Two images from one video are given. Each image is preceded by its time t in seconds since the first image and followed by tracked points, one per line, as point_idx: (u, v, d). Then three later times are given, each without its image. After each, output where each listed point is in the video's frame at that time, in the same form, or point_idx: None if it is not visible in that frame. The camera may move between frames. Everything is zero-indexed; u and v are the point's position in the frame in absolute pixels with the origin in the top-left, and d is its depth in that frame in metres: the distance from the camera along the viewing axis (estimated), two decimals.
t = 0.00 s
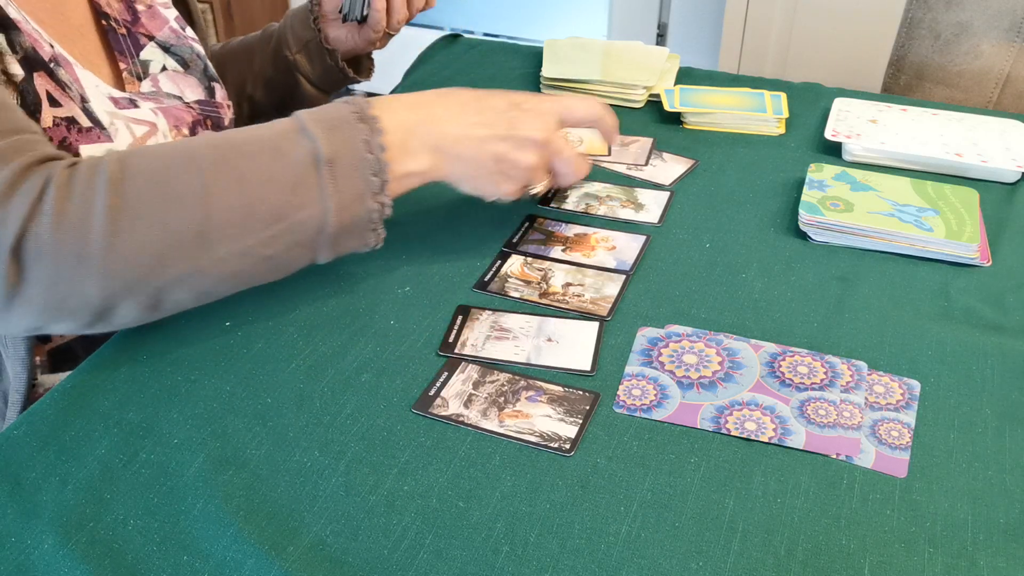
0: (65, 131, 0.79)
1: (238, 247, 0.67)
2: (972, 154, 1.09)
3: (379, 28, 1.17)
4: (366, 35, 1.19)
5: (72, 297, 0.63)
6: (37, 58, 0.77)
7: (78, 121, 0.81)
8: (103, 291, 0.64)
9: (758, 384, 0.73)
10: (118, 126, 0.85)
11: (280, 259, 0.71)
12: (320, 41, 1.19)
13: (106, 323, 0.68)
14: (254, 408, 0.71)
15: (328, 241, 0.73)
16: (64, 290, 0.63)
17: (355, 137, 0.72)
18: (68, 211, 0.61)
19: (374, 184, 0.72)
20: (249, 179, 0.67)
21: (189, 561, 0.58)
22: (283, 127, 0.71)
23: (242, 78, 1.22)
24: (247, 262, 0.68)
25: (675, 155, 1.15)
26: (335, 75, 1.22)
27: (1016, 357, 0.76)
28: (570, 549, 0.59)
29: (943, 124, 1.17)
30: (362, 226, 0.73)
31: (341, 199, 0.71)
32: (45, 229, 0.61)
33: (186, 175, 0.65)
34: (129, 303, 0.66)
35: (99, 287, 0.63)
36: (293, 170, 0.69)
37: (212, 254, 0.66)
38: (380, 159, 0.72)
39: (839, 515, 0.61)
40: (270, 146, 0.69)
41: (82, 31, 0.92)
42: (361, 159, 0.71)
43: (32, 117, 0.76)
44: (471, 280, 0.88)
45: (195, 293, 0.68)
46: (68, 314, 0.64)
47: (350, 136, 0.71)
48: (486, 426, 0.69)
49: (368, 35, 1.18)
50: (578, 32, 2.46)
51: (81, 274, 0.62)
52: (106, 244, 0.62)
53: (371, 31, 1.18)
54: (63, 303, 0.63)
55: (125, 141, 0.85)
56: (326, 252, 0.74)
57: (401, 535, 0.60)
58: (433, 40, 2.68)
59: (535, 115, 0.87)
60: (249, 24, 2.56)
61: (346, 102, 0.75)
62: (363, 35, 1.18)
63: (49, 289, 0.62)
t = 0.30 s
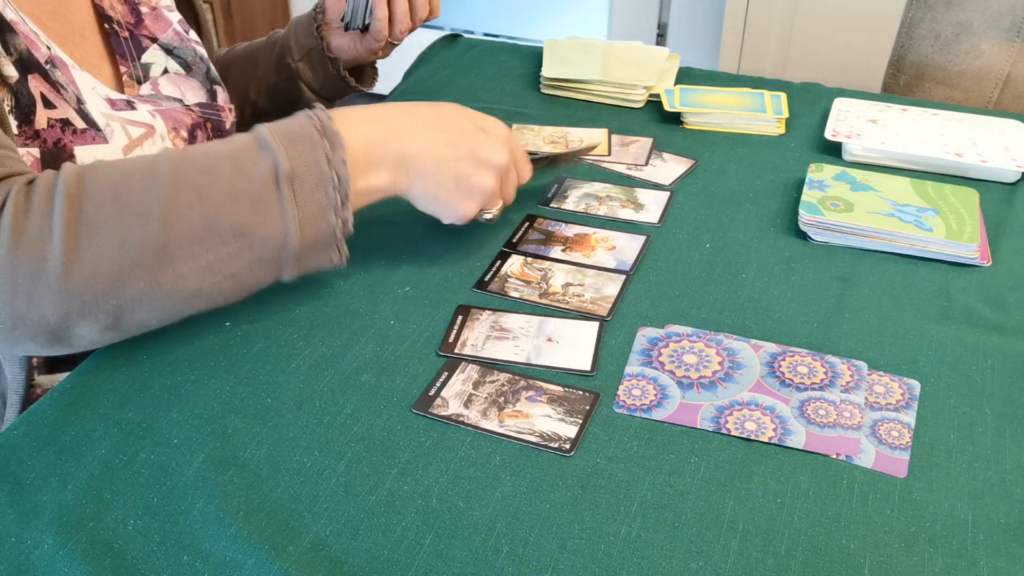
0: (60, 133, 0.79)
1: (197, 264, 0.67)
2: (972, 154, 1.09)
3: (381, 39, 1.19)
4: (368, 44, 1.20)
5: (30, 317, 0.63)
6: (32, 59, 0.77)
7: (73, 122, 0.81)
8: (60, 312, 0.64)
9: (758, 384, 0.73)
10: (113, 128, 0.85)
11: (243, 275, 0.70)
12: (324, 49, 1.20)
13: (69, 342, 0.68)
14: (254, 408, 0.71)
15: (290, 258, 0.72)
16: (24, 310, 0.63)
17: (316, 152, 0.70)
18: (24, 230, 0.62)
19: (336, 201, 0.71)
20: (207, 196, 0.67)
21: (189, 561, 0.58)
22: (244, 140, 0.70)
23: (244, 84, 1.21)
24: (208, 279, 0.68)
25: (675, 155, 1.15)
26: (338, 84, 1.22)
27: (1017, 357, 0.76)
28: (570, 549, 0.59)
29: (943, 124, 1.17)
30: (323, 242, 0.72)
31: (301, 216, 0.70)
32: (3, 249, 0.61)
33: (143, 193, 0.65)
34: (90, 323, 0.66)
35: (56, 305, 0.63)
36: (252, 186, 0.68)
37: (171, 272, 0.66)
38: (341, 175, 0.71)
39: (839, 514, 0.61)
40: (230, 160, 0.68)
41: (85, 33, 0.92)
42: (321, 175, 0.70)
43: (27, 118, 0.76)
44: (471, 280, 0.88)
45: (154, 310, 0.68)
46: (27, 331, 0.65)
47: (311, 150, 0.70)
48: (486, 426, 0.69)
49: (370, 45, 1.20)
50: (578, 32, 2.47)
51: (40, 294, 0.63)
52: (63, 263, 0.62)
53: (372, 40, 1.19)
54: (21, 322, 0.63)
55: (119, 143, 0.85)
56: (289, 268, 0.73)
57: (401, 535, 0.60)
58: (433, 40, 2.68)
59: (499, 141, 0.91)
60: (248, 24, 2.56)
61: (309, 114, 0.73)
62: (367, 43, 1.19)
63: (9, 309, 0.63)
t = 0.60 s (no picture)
0: (58, 126, 0.79)
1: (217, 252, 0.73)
2: (972, 154, 1.09)
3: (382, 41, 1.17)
4: (368, 46, 1.19)
5: (60, 301, 0.68)
6: (31, 53, 0.77)
7: (72, 116, 0.80)
8: (88, 296, 0.68)
9: (758, 384, 0.73)
10: (112, 123, 0.85)
11: (257, 264, 0.77)
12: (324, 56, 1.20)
13: (90, 326, 0.73)
14: (254, 408, 0.71)
15: (301, 247, 0.79)
16: (54, 294, 0.67)
17: (327, 150, 0.77)
18: (55, 221, 0.66)
19: (345, 194, 0.78)
20: (226, 190, 0.72)
21: (190, 561, 0.58)
22: (259, 140, 0.76)
23: (241, 86, 1.22)
24: (226, 266, 0.74)
25: (676, 155, 1.15)
26: (338, 87, 1.24)
27: (1017, 357, 0.76)
28: (570, 549, 0.59)
29: (943, 124, 1.17)
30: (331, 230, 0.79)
31: (313, 208, 0.77)
32: (35, 236, 0.65)
33: (168, 187, 0.70)
34: (112, 307, 0.71)
35: (83, 290, 0.68)
36: (269, 181, 0.74)
37: (192, 260, 0.72)
38: (350, 170, 0.78)
39: (839, 514, 0.61)
40: (247, 158, 0.74)
41: (84, 32, 0.92)
42: (332, 170, 0.77)
43: (25, 111, 0.76)
44: (471, 280, 0.88)
45: (172, 296, 0.74)
46: (52, 316, 0.69)
47: (323, 148, 0.77)
48: (486, 426, 0.68)
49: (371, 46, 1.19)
50: (578, 32, 2.47)
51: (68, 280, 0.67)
52: (90, 251, 0.67)
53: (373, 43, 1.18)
54: (49, 305, 0.68)
55: (119, 138, 0.85)
56: (300, 257, 0.80)
57: (401, 535, 0.60)
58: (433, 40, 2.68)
59: (506, 155, 0.98)
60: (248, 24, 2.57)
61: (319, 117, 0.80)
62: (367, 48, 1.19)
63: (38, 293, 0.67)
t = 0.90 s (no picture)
0: (51, 120, 0.78)
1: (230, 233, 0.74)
2: (972, 154, 1.09)
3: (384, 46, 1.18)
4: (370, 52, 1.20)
5: (74, 280, 0.68)
6: (25, 47, 0.77)
7: (66, 109, 0.80)
8: (101, 276, 0.68)
9: (758, 384, 0.73)
10: (106, 118, 0.84)
11: (267, 248, 0.77)
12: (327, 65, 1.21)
13: (101, 308, 0.72)
14: (254, 408, 0.71)
15: (310, 231, 0.80)
16: (67, 274, 0.67)
17: (334, 134, 0.79)
18: (69, 199, 0.66)
19: (353, 177, 0.80)
20: (237, 172, 0.74)
21: (189, 561, 0.58)
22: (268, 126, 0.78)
23: (242, 90, 1.22)
24: (238, 249, 0.75)
25: (676, 155, 1.14)
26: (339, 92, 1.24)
27: (1017, 357, 0.76)
28: (570, 549, 0.59)
29: (943, 124, 1.17)
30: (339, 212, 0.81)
31: (322, 189, 0.78)
32: (50, 215, 0.65)
33: (181, 168, 0.71)
34: (124, 289, 0.71)
35: (97, 270, 0.68)
36: (279, 164, 0.76)
37: (205, 240, 0.72)
38: (357, 154, 0.80)
39: (839, 514, 0.61)
40: (257, 143, 0.76)
41: (80, 30, 0.92)
42: (339, 153, 0.79)
43: (19, 105, 0.75)
44: (471, 280, 0.88)
45: (183, 279, 0.74)
46: (65, 296, 0.69)
47: (330, 133, 0.79)
48: (486, 426, 0.68)
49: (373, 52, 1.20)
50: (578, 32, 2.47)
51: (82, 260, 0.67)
52: (105, 229, 0.67)
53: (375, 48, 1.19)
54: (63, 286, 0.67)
55: (113, 132, 0.84)
56: (307, 240, 0.81)
57: (401, 535, 0.60)
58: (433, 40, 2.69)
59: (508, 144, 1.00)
60: (249, 25, 2.57)
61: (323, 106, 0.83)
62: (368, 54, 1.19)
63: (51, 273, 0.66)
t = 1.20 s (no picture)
0: (32, 123, 0.78)
1: (160, 271, 0.74)
2: (972, 154, 1.09)
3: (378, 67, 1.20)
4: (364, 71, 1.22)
5: None
6: (3, 50, 0.77)
7: (46, 113, 0.79)
8: (20, 312, 0.67)
9: (758, 384, 0.73)
10: (90, 118, 0.83)
11: (194, 288, 0.77)
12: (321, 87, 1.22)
13: (18, 349, 0.70)
14: (254, 408, 0.71)
15: (242, 273, 0.80)
16: None
17: (270, 175, 0.80)
18: None
19: (287, 218, 0.80)
20: (169, 209, 0.74)
21: (190, 561, 0.58)
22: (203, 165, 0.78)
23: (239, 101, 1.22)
24: (162, 288, 0.75)
25: (676, 155, 1.15)
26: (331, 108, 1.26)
27: (1017, 356, 0.76)
28: (570, 549, 0.59)
29: (943, 123, 1.17)
30: (274, 256, 0.81)
31: (256, 230, 0.78)
32: None
33: (110, 206, 0.71)
34: (42, 329, 0.69)
35: (14, 305, 0.66)
36: (212, 203, 0.76)
37: (134, 278, 0.72)
38: (292, 196, 0.81)
39: (839, 515, 0.61)
40: (189, 182, 0.76)
41: (68, 28, 0.92)
42: (272, 195, 0.79)
43: None
44: (471, 280, 0.88)
45: (107, 316, 0.73)
46: None
47: (263, 174, 0.80)
48: (486, 426, 0.68)
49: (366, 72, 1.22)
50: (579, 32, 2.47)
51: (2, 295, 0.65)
52: (27, 263, 0.66)
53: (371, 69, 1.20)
54: None
55: (97, 132, 0.83)
56: (241, 284, 0.81)
57: (400, 535, 0.60)
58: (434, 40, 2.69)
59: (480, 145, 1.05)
60: (249, 26, 2.58)
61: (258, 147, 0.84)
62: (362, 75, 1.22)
63: None
